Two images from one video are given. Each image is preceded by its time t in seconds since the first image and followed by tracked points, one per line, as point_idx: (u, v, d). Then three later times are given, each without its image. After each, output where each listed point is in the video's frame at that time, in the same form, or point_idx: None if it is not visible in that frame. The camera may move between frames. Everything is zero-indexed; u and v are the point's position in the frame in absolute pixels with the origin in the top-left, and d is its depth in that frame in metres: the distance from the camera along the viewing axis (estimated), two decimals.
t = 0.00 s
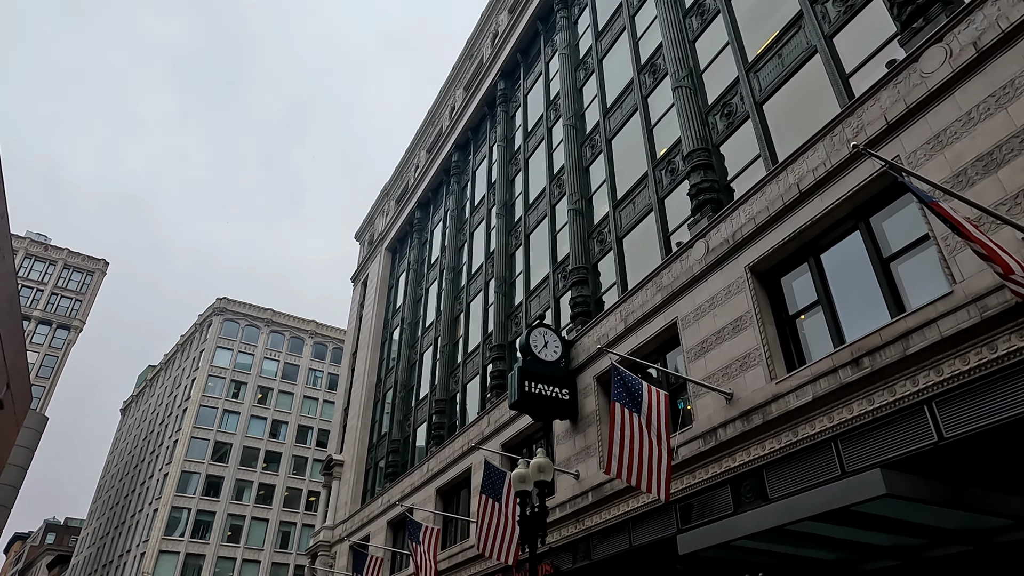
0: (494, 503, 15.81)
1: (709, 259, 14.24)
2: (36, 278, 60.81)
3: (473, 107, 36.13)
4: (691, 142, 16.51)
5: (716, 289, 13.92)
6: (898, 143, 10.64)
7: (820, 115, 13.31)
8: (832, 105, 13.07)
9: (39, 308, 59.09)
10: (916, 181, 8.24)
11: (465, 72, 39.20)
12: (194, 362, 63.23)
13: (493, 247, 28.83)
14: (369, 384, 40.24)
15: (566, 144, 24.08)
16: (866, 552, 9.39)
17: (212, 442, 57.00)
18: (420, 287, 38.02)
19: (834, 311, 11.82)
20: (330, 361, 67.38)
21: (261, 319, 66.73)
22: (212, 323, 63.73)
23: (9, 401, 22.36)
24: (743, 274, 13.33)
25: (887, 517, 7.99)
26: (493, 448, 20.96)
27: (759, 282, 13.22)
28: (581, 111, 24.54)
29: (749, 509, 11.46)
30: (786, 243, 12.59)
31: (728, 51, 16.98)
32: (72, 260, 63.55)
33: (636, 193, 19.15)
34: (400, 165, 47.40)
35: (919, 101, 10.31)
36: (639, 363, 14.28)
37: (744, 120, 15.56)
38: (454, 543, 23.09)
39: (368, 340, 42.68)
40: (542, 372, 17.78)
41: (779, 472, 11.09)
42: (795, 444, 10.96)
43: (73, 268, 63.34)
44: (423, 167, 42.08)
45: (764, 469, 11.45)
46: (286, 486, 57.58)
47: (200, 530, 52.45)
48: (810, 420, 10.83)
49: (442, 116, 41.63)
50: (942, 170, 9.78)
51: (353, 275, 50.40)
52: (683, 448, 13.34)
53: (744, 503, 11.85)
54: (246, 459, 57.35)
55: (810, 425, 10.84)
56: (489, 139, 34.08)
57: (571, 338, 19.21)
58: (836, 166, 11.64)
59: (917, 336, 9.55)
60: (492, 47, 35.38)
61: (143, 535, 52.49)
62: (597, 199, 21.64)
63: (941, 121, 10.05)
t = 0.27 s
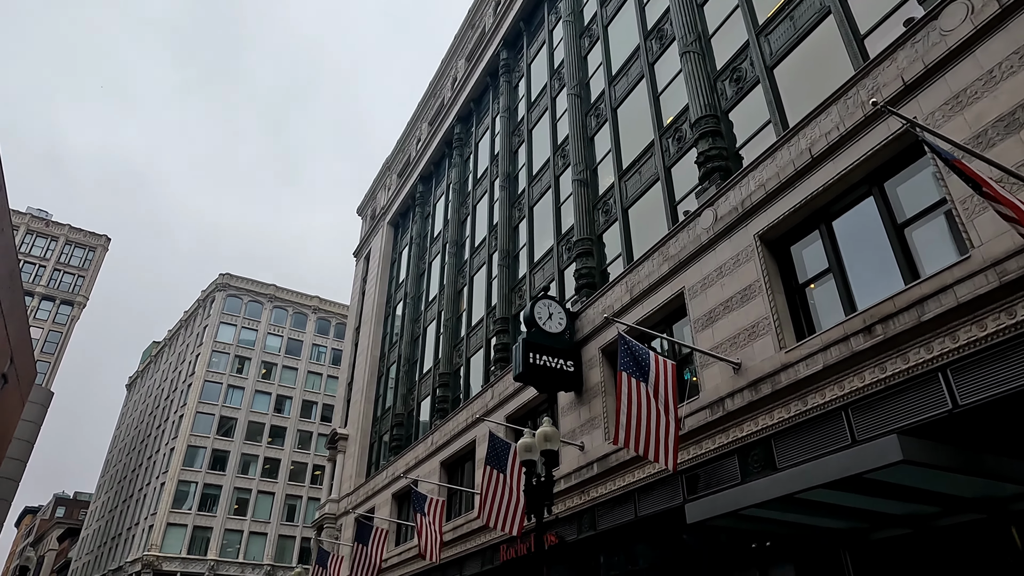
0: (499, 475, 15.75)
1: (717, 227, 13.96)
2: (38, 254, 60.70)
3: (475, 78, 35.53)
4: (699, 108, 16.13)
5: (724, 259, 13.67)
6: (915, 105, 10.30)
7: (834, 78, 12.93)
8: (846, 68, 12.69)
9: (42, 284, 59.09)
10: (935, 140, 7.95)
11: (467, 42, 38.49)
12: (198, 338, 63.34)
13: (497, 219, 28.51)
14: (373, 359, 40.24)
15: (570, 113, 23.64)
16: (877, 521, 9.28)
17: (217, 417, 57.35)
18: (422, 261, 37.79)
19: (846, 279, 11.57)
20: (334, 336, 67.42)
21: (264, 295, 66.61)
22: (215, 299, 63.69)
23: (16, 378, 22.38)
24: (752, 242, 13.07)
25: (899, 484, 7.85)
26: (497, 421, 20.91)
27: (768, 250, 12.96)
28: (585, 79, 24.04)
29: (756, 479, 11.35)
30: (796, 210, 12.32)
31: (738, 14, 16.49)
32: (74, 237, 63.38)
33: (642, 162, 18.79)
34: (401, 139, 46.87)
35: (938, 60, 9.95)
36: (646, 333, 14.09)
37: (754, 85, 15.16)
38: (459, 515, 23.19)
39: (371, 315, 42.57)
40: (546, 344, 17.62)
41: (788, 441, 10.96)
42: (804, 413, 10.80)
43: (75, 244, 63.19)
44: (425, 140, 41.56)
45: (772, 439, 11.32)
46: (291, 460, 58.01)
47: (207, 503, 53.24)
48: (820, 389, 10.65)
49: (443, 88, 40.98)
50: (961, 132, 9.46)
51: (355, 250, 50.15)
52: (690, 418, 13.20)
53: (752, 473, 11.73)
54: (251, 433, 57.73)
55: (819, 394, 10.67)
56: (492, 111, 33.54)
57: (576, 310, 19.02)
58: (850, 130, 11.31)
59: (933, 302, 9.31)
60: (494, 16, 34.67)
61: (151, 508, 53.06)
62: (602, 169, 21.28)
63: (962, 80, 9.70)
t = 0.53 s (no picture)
0: (503, 445, 15.71)
1: (725, 194, 13.70)
2: (37, 229, 60.46)
3: (476, 47, 34.91)
4: (707, 74, 15.77)
5: (732, 226, 13.44)
6: (933, 64, 9.99)
7: (847, 39, 12.57)
8: (861, 29, 12.32)
9: (43, 259, 58.95)
10: (959, 96, 7.56)
11: (468, 10, 37.75)
12: (200, 313, 63.34)
13: (499, 191, 28.20)
14: (375, 332, 40.19)
15: (574, 82, 23.21)
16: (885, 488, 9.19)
17: (220, 391, 57.60)
18: (424, 235, 37.53)
19: (857, 245, 11.36)
20: (336, 311, 67.36)
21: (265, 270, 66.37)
22: (216, 274, 63.54)
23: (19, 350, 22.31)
24: (761, 208, 12.84)
25: (912, 448, 7.73)
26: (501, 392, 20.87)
27: (778, 217, 12.74)
28: (590, 46, 23.54)
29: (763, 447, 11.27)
30: (807, 176, 12.06)
31: None
32: (73, 211, 63.07)
33: (648, 130, 18.45)
34: (402, 111, 46.28)
35: (958, 17, 9.62)
36: (652, 300, 13.92)
37: (764, 48, 14.78)
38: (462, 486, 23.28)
39: (373, 289, 42.43)
40: (551, 314, 17.47)
41: (796, 409, 10.85)
42: (813, 381, 10.68)
43: (74, 219, 62.90)
44: (426, 112, 41.01)
45: (779, 406, 11.22)
46: (294, 434, 58.36)
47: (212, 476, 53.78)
48: (830, 356, 10.51)
49: (444, 58, 40.30)
50: (982, 91, 9.16)
51: (356, 224, 49.83)
52: (696, 387, 13.10)
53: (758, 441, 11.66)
54: (254, 408, 58.03)
55: (829, 360, 10.53)
56: (494, 81, 33.00)
57: (580, 281, 18.83)
58: (864, 91, 11.02)
59: (948, 266, 9.11)
60: None
61: (156, 481, 53.55)
62: (607, 138, 20.93)
63: (983, 38, 9.38)
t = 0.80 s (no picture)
0: (506, 414, 15.64)
1: (734, 161, 13.43)
2: (34, 201, 59.92)
3: (477, 14, 34.18)
4: (716, 37, 15.36)
5: (741, 193, 13.19)
6: (954, 22, 9.67)
7: None
8: None
9: (40, 231, 58.54)
10: (986, 53, 7.21)
11: None
12: (199, 286, 63.13)
13: (501, 160, 27.81)
14: (375, 305, 40.05)
15: (578, 48, 22.71)
16: (895, 455, 9.12)
17: (220, 364, 57.68)
18: (424, 206, 37.18)
19: (869, 212, 11.13)
20: (335, 285, 67.14)
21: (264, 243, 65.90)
22: (215, 247, 63.19)
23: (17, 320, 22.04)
24: (771, 175, 12.58)
25: (926, 415, 7.63)
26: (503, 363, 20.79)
27: (788, 184, 12.49)
28: (594, 11, 22.98)
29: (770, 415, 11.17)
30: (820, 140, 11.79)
31: None
32: (69, 183, 62.46)
33: (654, 96, 18.06)
34: (401, 81, 45.54)
35: None
36: (659, 267, 13.71)
37: (775, 10, 14.36)
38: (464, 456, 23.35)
39: (372, 261, 42.17)
40: (554, 284, 17.28)
41: (804, 377, 10.73)
42: (823, 349, 10.55)
43: (71, 191, 62.30)
44: (426, 81, 40.33)
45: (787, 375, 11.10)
46: (295, 406, 58.61)
47: (214, 448, 54.22)
48: (841, 324, 10.37)
49: (444, 26, 39.49)
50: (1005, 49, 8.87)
51: (356, 196, 49.36)
52: (703, 356, 12.98)
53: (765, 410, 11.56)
54: (255, 380, 58.20)
55: (840, 328, 10.39)
56: (495, 49, 32.37)
57: (584, 251, 18.62)
58: (881, 52, 10.70)
59: (965, 231, 8.92)
60: None
61: (158, 452, 53.87)
62: (611, 105, 20.53)
63: None
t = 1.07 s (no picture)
0: (503, 380, 15.57)
1: (737, 123, 13.15)
2: (21, 167, 58.90)
3: None
4: None
5: (744, 157, 12.94)
6: None
7: None
8: None
9: (28, 197, 57.63)
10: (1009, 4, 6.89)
11: None
12: (191, 254, 62.54)
13: (497, 126, 27.34)
14: (370, 274, 39.76)
15: (578, 9, 22.14)
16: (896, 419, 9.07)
17: (214, 333, 57.46)
18: (419, 174, 36.69)
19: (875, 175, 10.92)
20: (329, 254, 66.65)
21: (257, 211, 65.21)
22: (206, 216, 62.46)
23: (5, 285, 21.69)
24: (775, 137, 12.33)
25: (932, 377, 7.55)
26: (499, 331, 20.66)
27: (793, 147, 12.25)
28: None
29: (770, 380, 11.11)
30: (826, 102, 11.53)
31: None
32: (57, 149, 61.35)
33: (655, 59, 17.64)
34: (395, 46, 44.59)
35: None
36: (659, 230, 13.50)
37: None
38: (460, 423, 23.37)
39: (366, 230, 41.76)
40: (552, 250, 17.06)
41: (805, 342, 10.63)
42: (825, 314, 10.45)
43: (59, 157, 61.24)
44: (420, 46, 39.46)
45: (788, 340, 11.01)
46: (289, 375, 58.62)
47: (209, 417, 54.33)
48: (844, 289, 10.25)
49: None
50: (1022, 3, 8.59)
51: (349, 164, 48.69)
52: (702, 322, 12.87)
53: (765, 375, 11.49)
54: (249, 349, 58.09)
55: (843, 293, 10.28)
56: (491, 12, 31.61)
57: (582, 217, 18.37)
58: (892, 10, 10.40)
59: (975, 193, 8.75)
60: None
61: (153, 421, 53.90)
62: (611, 69, 20.09)
63: None
